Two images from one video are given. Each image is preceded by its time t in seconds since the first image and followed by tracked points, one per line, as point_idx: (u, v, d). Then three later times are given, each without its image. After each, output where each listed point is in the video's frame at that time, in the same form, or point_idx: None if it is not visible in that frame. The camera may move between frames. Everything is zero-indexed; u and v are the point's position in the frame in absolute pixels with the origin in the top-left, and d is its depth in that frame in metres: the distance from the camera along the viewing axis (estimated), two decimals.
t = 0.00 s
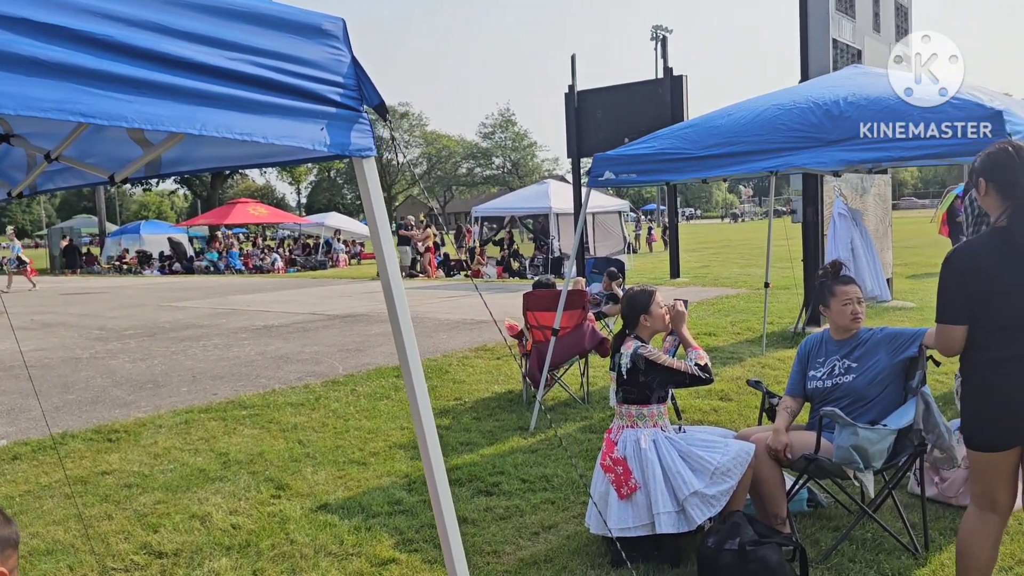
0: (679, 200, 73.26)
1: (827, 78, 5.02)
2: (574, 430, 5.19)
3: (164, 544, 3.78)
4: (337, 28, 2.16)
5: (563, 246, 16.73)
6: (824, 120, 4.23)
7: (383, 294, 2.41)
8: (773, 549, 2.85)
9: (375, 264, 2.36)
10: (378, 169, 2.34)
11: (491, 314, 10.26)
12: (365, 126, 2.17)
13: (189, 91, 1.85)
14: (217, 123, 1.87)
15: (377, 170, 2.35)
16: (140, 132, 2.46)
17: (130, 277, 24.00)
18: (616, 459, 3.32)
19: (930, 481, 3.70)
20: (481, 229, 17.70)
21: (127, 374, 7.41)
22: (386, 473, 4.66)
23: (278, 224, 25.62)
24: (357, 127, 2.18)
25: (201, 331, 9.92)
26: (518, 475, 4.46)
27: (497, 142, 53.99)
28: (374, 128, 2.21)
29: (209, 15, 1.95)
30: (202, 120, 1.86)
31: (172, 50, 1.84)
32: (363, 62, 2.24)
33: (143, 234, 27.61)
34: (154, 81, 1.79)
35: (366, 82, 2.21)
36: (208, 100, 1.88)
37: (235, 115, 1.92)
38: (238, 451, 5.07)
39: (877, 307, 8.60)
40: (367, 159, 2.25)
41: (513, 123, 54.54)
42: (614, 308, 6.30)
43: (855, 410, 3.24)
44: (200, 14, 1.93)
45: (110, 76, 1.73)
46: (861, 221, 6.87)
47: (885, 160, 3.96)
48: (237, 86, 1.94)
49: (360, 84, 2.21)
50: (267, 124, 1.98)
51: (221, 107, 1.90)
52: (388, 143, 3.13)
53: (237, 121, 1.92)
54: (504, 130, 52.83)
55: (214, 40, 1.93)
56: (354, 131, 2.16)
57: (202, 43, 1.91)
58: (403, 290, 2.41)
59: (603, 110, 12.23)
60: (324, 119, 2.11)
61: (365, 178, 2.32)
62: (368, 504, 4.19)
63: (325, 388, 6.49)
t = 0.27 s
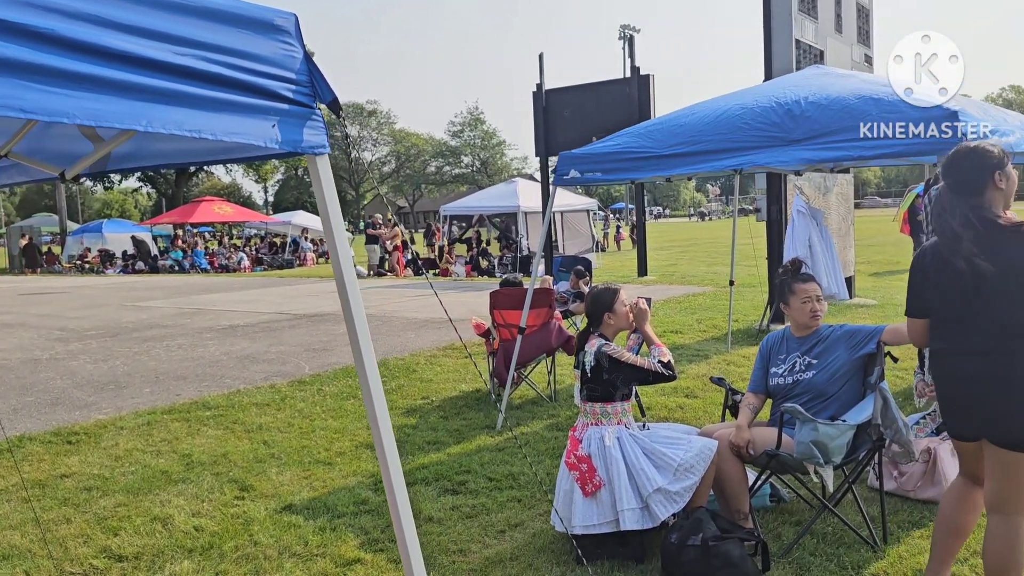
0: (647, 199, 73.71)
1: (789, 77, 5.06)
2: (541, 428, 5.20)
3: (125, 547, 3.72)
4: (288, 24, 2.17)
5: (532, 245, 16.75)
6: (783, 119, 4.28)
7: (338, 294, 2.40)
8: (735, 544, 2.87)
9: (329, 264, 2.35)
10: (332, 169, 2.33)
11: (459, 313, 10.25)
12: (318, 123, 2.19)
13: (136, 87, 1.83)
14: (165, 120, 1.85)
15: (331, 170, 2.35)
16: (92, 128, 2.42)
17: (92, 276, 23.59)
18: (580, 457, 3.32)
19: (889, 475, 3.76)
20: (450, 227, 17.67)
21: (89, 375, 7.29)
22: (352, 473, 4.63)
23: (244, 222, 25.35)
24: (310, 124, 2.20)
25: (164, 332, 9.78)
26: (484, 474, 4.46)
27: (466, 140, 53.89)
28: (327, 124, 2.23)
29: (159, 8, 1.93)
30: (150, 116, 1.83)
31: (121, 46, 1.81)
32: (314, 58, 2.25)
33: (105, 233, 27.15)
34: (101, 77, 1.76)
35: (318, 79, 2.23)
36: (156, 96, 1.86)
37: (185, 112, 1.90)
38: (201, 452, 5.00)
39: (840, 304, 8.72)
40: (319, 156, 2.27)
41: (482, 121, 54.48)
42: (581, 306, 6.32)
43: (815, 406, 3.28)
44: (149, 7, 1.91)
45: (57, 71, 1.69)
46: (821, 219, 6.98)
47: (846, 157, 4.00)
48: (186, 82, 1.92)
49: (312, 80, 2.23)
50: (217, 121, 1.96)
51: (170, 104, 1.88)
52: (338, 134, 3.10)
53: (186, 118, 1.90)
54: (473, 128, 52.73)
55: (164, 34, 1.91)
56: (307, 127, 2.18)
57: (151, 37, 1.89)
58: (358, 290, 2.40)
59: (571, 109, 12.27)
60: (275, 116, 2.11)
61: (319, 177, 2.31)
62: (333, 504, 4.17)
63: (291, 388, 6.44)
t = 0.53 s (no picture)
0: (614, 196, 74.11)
1: (750, 76, 5.09)
2: (506, 425, 5.21)
3: (80, 551, 3.65)
4: (242, 19, 2.16)
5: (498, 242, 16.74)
6: (748, 120, 4.31)
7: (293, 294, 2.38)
8: (696, 538, 2.89)
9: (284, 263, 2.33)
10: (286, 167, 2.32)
11: (425, 311, 10.21)
12: (272, 119, 2.19)
13: (82, 81, 1.78)
14: (111, 114, 1.81)
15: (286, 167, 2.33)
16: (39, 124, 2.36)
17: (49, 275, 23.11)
18: (544, 453, 3.31)
19: (847, 469, 3.82)
20: (416, 225, 17.60)
21: (44, 376, 7.13)
22: (315, 472, 4.59)
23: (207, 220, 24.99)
24: (264, 120, 2.20)
25: (124, 331, 9.61)
26: (449, 472, 4.44)
27: (432, 137, 53.66)
28: (281, 119, 2.21)
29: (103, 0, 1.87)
30: (95, 110, 1.79)
31: (66, 40, 1.76)
32: (267, 54, 2.24)
33: (63, 230, 26.61)
34: (46, 70, 1.70)
35: (272, 75, 2.23)
36: (101, 91, 1.82)
37: (132, 106, 1.87)
38: (161, 453, 4.92)
39: (802, 300, 8.84)
40: (274, 154, 2.26)
41: (448, 118, 54.29)
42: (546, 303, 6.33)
43: (775, 401, 3.32)
44: None
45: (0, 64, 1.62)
46: (779, 215, 7.06)
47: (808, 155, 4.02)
48: (135, 76, 1.89)
49: (266, 76, 2.23)
50: (170, 116, 1.94)
51: (116, 98, 1.84)
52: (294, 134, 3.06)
53: (134, 112, 1.87)
54: (439, 125, 52.54)
55: (108, 28, 1.87)
56: (262, 123, 2.17)
57: (96, 31, 1.84)
58: (313, 290, 2.39)
59: (536, 107, 12.29)
60: (227, 111, 2.09)
61: (274, 175, 2.30)
62: (296, 504, 4.13)
63: (253, 388, 6.36)
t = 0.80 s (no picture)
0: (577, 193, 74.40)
1: (709, 75, 5.13)
2: (467, 423, 5.20)
3: (29, 556, 3.57)
4: (186, 12, 2.14)
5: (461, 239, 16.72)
6: (706, 118, 4.34)
7: (241, 293, 2.35)
8: (654, 533, 2.91)
9: (232, 262, 2.31)
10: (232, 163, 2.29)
11: (386, 308, 10.16)
12: (217, 115, 2.19)
13: (20, 74, 1.72)
14: (47, 109, 1.75)
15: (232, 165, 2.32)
16: None
17: None
18: (503, 451, 3.30)
19: (802, 462, 3.87)
20: (378, 222, 17.50)
21: None
22: (273, 472, 4.54)
23: (165, 217, 24.59)
24: (208, 115, 2.19)
25: (78, 330, 9.42)
26: (409, 470, 4.43)
27: (395, 133, 53.35)
28: (227, 116, 2.22)
29: None
30: (31, 105, 1.73)
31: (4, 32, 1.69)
32: (211, 47, 2.23)
33: (15, 227, 25.99)
34: None
35: (217, 69, 2.21)
36: (38, 84, 1.76)
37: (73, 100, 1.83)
38: (115, 454, 4.83)
39: (760, 297, 8.96)
40: (218, 149, 2.25)
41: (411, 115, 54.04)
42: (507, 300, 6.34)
43: (731, 396, 3.36)
44: None
45: None
46: (736, 213, 7.15)
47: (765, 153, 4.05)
48: (77, 71, 1.85)
49: (211, 70, 2.21)
50: (115, 113, 1.91)
51: (53, 92, 1.79)
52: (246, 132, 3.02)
53: (70, 107, 1.82)
54: (402, 122, 52.29)
55: (49, 20, 1.81)
56: (206, 119, 2.17)
57: (35, 23, 1.78)
58: (262, 288, 2.36)
59: (498, 104, 12.28)
60: (172, 107, 2.07)
61: (220, 172, 2.27)
62: (253, 505, 4.08)
63: (211, 387, 6.28)
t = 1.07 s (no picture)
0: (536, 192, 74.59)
1: (663, 75, 5.17)
2: (425, 422, 5.18)
3: None
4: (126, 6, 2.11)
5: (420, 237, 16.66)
6: (661, 117, 4.37)
7: (186, 293, 2.31)
8: (609, 530, 2.92)
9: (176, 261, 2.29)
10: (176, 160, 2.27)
11: (343, 307, 10.08)
12: (161, 111, 2.17)
13: None
14: None
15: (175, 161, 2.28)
16: None
17: None
18: (459, 450, 3.28)
19: (755, 457, 3.93)
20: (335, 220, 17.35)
21: None
22: (226, 474, 4.48)
23: (116, 214, 24.07)
24: (151, 111, 2.16)
25: (24, 331, 9.17)
26: (366, 470, 4.40)
27: (353, 131, 52.92)
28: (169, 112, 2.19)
29: None
30: None
31: None
32: (152, 42, 2.21)
33: None
34: None
35: (160, 64, 2.19)
36: None
37: (15, 96, 1.76)
38: (61, 458, 4.72)
39: (716, 295, 9.08)
40: (162, 146, 2.22)
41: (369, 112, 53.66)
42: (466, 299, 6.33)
43: (685, 393, 3.40)
44: None
45: None
46: (692, 212, 7.22)
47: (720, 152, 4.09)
48: (23, 67, 1.79)
49: (153, 66, 2.19)
50: (61, 109, 1.87)
51: None
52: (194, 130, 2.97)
53: (10, 102, 1.74)
54: (360, 120, 51.90)
55: None
56: (150, 115, 2.14)
57: None
58: (207, 288, 2.33)
59: (456, 102, 12.26)
60: (115, 103, 2.04)
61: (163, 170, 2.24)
62: (205, 507, 4.01)
63: (163, 388, 6.16)
